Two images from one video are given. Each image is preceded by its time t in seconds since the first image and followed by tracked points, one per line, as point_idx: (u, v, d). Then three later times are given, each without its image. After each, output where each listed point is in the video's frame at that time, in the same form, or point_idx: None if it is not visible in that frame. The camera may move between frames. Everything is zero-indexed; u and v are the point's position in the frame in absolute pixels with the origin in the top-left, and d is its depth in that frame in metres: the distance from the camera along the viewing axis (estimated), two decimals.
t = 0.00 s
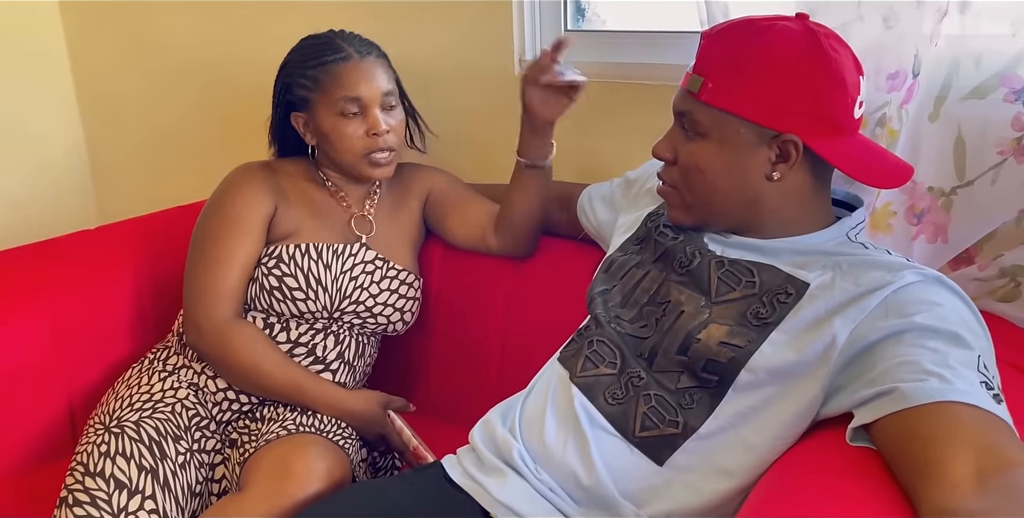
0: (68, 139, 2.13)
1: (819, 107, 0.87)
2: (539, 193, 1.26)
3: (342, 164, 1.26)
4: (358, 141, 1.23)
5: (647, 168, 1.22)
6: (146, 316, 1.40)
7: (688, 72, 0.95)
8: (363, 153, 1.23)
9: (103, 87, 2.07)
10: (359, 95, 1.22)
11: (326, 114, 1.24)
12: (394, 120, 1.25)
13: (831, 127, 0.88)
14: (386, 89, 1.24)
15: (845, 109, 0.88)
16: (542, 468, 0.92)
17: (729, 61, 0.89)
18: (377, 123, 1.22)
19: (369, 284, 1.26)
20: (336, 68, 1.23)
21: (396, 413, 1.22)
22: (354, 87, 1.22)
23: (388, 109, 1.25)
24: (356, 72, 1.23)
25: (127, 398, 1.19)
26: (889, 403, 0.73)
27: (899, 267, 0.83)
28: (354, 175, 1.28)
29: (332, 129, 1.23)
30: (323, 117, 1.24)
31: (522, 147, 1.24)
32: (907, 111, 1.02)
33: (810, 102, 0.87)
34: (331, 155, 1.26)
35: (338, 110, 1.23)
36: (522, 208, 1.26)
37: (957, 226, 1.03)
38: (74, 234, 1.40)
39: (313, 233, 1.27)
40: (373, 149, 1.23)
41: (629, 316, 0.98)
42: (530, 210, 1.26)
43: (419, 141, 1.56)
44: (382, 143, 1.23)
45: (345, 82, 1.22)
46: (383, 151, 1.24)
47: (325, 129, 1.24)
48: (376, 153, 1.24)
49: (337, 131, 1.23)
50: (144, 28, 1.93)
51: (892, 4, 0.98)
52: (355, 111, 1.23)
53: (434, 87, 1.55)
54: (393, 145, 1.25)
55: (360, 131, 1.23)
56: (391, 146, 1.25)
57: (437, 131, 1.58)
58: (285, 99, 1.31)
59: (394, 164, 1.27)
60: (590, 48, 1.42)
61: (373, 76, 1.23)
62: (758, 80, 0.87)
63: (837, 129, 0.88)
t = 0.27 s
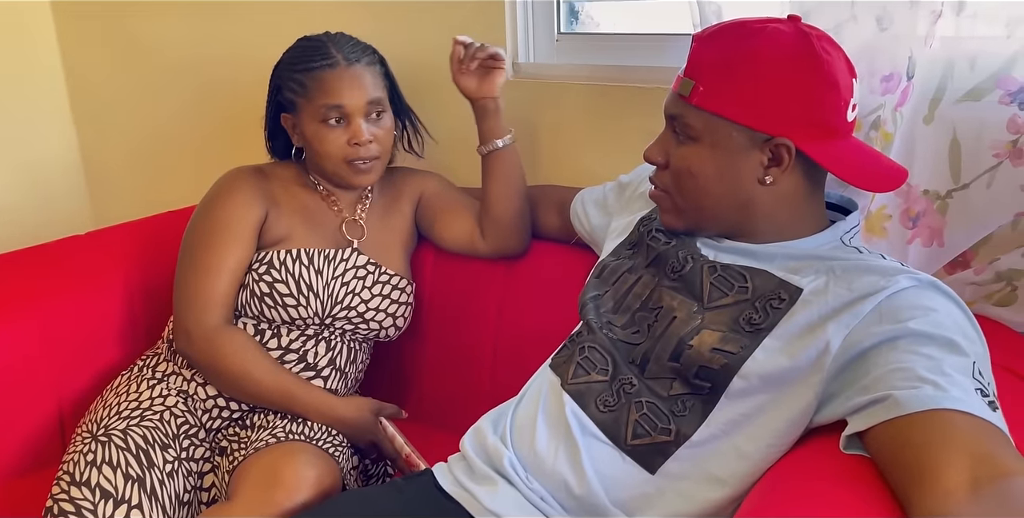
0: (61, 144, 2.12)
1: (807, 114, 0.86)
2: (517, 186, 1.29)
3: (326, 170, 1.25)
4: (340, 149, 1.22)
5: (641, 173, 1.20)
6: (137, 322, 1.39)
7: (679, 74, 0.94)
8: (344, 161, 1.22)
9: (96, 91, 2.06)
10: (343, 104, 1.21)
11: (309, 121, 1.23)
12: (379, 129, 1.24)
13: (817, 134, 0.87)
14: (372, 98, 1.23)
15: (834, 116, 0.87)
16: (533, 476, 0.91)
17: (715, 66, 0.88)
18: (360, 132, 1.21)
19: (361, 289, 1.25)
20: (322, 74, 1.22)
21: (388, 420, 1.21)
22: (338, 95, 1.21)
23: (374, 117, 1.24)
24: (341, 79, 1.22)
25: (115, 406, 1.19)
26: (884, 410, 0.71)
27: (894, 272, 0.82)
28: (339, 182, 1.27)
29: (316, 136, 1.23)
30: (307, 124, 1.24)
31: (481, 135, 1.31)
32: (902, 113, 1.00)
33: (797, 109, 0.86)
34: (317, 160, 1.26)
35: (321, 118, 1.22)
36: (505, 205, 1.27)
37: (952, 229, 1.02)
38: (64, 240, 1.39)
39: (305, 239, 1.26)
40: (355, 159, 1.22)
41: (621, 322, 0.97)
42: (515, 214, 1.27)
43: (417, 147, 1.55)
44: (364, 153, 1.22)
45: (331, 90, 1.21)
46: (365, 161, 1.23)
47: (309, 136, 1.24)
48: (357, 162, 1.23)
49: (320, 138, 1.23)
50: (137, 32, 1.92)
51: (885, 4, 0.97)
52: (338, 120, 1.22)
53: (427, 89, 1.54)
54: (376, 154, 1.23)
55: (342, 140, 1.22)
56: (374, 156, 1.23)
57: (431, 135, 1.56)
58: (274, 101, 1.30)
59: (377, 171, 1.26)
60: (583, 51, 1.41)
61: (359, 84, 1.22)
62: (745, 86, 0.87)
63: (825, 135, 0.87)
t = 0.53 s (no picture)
0: (56, 150, 2.11)
1: (803, 116, 0.85)
2: (507, 191, 1.29)
3: (318, 173, 1.24)
4: (331, 151, 1.20)
5: (636, 176, 1.18)
6: (128, 329, 1.37)
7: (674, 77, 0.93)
8: (334, 164, 1.21)
9: (91, 95, 2.04)
10: (334, 106, 1.20)
11: (300, 123, 1.22)
12: (370, 132, 1.22)
13: (813, 136, 0.85)
14: (363, 100, 1.21)
15: (831, 118, 0.85)
16: (526, 487, 0.89)
17: (709, 68, 0.87)
18: (350, 135, 1.20)
19: (353, 295, 1.24)
20: (312, 77, 1.21)
21: (381, 428, 1.19)
22: (329, 98, 1.20)
23: (365, 120, 1.22)
24: (332, 82, 1.20)
25: (105, 415, 1.17)
26: (882, 420, 0.70)
27: (892, 277, 0.81)
28: (331, 186, 1.26)
29: (306, 140, 1.21)
30: (298, 127, 1.23)
31: (464, 141, 1.31)
32: (899, 116, 0.99)
33: (794, 110, 0.84)
34: (308, 165, 1.24)
35: (311, 120, 1.21)
36: (496, 209, 1.26)
37: (952, 233, 1.01)
38: (55, 246, 1.38)
39: (296, 244, 1.25)
40: (346, 163, 1.21)
41: (616, 328, 0.96)
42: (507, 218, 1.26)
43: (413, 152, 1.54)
44: (355, 157, 1.20)
45: (321, 92, 1.20)
46: (356, 165, 1.21)
47: (299, 138, 1.22)
48: (348, 167, 1.21)
49: (310, 142, 1.21)
50: (132, 36, 1.91)
51: (882, 5, 0.95)
52: (328, 122, 1.21)
53: (423, 93, 1.53)
54: (367, 158, 1.22)
55: (332, 143, 1.20)
56: (364, 159, 1.22)
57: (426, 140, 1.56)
58: (267, 105, 1.29)
59: (368, 175, 1.24)
60: (579, 54, 1.40)
61: (350, 86, 1.20)
62: (740, 87, 0.85)
63: (822, 138, 0.86)
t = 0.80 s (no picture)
0: (52, 158, 2.09)
1: (803, 117, 0.83)
2: (512, 198, 1.25)
3: (313, 178, 1.21)
4: (326, 153, 1.18)
5: (634, 182, 1.17)
6: (119, 338, 1.36)
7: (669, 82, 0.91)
8: (330, 166, 1.19)
9: (85, 101, 2.03)
10: (326, 107, 1.18)
11: (292, 126, 1.20)
12: (365, 132, 1.20)
13: (815, 136, 0.84)
14: (356, 101, 1.20)
15: (832, 119, 0.83)
16: (522, 499, 0.88)
17: (703, 70, 0.86)
18: (345, 135, 1.18)
19: (348, 304, 1.22)
20: (303, 79, 1.20)
21: (376, 439, 1.19)
22: (321, 98, 1.18)
23: (359, 121, 1.21)
24: (324, 83, 1.19)
25: (95, 426, 1.16)
26: (886, 433, 0.68)
27: (895, 286, 0.79)
28: (326, 190, 1.24)
29: (300, 142, 1.20)
30: (290, 130, 1.21)
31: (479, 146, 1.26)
32: (901, 120, 0.97)
33: (793, 111, 0.83)
34: (301, 169, 1.22)
35: (304, 122, 1.19)
36: (497, 215, 1.23)
37: (955, 239, 0.99)
38: (45, 254, 1.36)
39: (290, 252, 1.23)
40: (342, 162, 1.18)
41: (613, 337, 0.94)
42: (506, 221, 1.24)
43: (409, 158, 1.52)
44: (351, 157, 1.18)
45: (313, 93, 1.19)
46: (353, 165, 1.19)
47: (293, 142, 1.21)
48: (344, 167, 1.19)
49: (304, 143, 1.19)
50: (127, 41, 1.90)
51: (883, 7, 0.94)
52: (321, 123, 1.19)
53: (419, 98, 1.51)
54: (363, 158, 1.20)
55: (326, 144, 1.18)
56: (361, 159, 1.20)
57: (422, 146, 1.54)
58: (258, 113, 1.27)
59: (365, 177, 1.22)
60: (576, 58, 1.39)
61: (342, 87, 1.19)
62: (738, 88, 0.84)
63: (824, 140, 0.84)
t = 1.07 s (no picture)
0: (47, 164, 2.07)
1: (808, 117, 0.81)
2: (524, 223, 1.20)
3: (320, 182, 1.19)
4: (341, 158, 1.17)
5: (634, 187, 1.15)
6: (113, 346, 1.34)
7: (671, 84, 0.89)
8: (344, 171, 1.17)
9: (80, 106, 2.01)
10: (345, 111, 1.16)
11: (307, 128, 1.17)
12: (377, 139, 1.19)
13: (823, 138, 0.82)
14: (373, 108, 1.19)
15: (836, 121, 0.82)
16: (520, 511, 0.86)
17: (718, 70, 0.83)
18: (361, 141, 1.17)
19: (344, 310, 1.20)
20: (321, 82, 1.17)
21: (371, 448, 1.16)
22: (340, 102, 1.16)
23: (372, 127, 1.19)
24: (343, 88, 1.16)
25: (87, 436, 1.14)
26: (896, 444, 0.66)
27: (903, 292, 0.77)
28: (334, 196, 1.22)
29: (313, 145, 1.17)
30: (304, 131, 1.18)
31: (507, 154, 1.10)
32: (907, 123, 0.96)
33: (799, 111, 0.81)
34: (308, 173, 1.20)
35: (321, 125, 1.17)
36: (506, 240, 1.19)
37: (962, 243, 0.97)
38: (38, 261, 1.34)
39: (283, 257, 1.21)
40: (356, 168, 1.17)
41: (613, 345, 0.92)
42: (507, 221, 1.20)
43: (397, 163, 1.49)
44: (365, 162, 1.17)
45: (331, 96, 1.16)
46: (366, 171, 1.18)
47: (305, 145, 1.18)
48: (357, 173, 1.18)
49: (318, 147, 1.17)
50: (122, 46, 1.88)
51: (888, 8, 0.92)
52: (337, 127, 1.17)
53: (416, 103, 1.50)
54: (375, 165, 1.19)
55: (342, 149, 1.17)
56: (373, 166, 1.19)
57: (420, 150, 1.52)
58: (262, 110, 1.23)
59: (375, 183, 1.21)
60: (575, 61, 1.37)
61: (360, 92, 1.17)
62: (745, 90, 0.82)
63: (830, 141, 0.82)
